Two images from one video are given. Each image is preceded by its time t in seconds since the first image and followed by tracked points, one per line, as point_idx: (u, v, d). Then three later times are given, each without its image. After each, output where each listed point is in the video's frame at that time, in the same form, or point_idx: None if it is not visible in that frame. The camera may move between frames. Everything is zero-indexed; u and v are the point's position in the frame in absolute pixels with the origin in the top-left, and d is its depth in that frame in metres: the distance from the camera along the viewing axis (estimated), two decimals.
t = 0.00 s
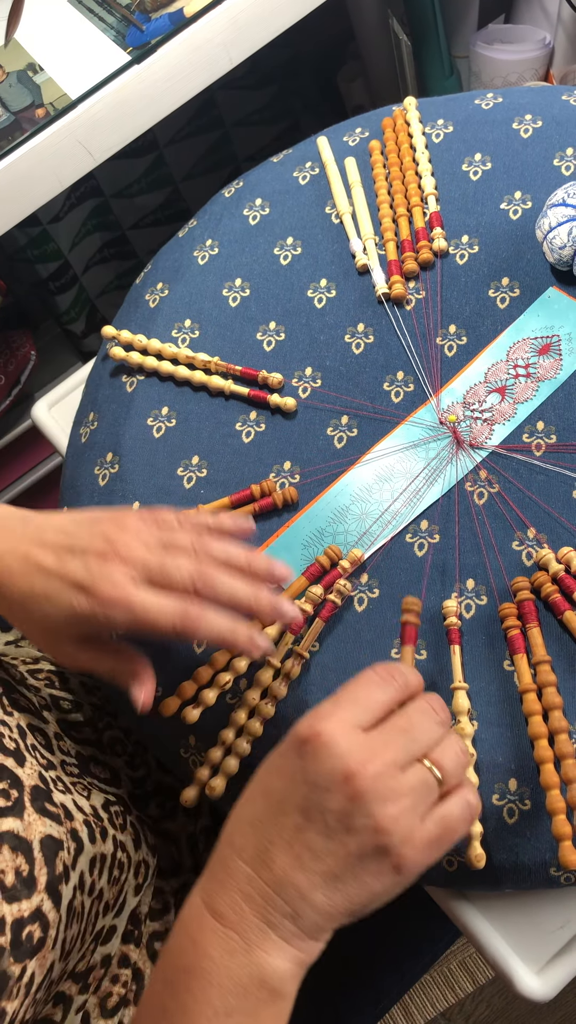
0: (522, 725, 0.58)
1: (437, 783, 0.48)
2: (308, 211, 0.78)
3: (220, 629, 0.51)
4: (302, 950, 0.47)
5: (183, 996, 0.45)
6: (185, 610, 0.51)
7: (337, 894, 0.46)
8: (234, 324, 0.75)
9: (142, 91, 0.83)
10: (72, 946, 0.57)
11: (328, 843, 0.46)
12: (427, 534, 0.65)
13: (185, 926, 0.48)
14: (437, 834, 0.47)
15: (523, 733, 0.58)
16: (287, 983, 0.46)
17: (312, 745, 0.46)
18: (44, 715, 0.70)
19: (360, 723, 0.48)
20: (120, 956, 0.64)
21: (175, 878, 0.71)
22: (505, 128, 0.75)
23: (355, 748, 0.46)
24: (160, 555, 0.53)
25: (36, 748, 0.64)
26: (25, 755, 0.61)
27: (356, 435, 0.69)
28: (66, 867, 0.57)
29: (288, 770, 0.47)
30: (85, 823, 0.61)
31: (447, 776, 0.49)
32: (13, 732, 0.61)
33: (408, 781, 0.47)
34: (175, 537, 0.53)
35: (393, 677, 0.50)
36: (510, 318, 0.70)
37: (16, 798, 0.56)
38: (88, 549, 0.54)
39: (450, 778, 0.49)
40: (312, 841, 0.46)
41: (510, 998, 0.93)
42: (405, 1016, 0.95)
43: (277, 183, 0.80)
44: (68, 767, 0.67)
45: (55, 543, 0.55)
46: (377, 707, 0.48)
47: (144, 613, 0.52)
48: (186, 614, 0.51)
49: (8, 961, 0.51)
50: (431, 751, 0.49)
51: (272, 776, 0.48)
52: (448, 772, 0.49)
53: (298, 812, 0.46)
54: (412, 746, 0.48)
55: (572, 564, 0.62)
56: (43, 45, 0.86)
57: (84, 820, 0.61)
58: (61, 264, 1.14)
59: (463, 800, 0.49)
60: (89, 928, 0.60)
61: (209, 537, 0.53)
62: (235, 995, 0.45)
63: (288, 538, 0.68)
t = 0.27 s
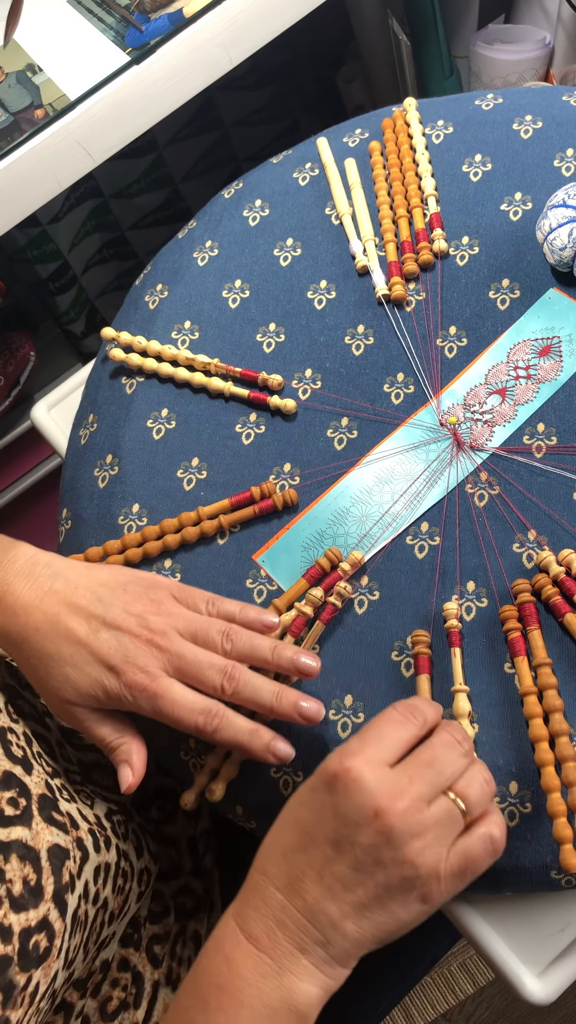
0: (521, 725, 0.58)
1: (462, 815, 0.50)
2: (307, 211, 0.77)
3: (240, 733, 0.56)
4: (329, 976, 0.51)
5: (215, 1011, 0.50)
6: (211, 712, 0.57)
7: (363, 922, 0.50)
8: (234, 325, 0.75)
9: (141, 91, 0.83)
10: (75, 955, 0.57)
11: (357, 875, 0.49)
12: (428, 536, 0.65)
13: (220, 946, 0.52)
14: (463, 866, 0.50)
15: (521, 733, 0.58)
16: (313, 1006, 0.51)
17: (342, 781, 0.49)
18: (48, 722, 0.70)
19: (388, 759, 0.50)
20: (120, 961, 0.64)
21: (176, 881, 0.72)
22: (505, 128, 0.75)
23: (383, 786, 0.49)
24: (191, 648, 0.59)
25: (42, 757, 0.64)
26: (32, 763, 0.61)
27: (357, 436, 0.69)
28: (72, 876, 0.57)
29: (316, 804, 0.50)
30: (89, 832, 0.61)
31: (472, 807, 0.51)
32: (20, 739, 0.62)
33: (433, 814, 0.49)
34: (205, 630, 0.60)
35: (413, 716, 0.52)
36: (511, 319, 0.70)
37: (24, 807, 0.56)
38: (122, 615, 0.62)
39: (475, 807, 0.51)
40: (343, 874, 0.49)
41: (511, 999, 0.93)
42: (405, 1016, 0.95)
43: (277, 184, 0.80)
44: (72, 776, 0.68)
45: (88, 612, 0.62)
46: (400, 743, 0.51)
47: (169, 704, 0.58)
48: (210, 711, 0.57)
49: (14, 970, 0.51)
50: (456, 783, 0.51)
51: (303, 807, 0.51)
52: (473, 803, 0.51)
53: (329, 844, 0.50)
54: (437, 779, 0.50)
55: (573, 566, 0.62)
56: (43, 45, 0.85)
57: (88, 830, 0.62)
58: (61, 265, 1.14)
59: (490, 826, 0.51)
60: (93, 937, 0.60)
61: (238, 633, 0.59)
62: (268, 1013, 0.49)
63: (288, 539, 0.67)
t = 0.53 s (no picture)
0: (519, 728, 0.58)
1: (493, 855, 0.49)
2: (307, 212, 0.77)
3: (225, 732, 0.58)
4: (362, 1001, 0.51)
5: None
6: (196, 712, 0.58)
7: (395, 955, 0.49)
8: (234, 326, 0.75)
9: (141, 91, 0.83)
10: (76, 955, 0.57)
11: (389, 913, 0.48)
12: (427, 537, 0.65)
13: (255, 967, 0.52)
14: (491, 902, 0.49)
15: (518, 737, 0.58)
16: None
17: (373, 826, 0.46)
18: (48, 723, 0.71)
19: (417, 800, 0.48)
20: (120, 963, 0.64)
21: (174, 882, 0.71)
22: (505, 129, 0.75)
23: (413, 830, 0.47)
24: (176, 653, 0.61)
25: (42, 757, 0.64)
26: (32, 762, 0.61)
27: (356, 437, 0.69)
28: (75, 875, 0.57)
29: (347, 845, 0.48)
30: (90, 831, 0.61)
31: (500, 847, 0.49)
32: (20, 739, 0.62)
33: (463, 856, 0.48)
34: (189, 636, 0.61)
35: (440, 750, 0.50)
36: (510, 321, 0.70)
37: (28, 805, 0.56)
38: (105, 624, 0.63)
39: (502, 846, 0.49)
40: (375, 914, 0.48)
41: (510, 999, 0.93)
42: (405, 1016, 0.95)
43: (277, 185, 0.79)
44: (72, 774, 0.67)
45: (72, 623, 0.64)
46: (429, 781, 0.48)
47: (154, 708, 0.59)
48: (195, 709, 0.58)
49: (18, 968, 0.51)
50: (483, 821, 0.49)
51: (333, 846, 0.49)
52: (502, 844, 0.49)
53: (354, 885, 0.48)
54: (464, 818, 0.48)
55: (572, 568, 0.62)
56: (42, 45, 0.85)
57: (89, 829, 0.62)
58: (61, 265, 1.13)
59: (522, 866, 0.50)
60: (93, 937, 0.59)
61: (221, 638, 0.60)
62: None
63: (287, 541, 0.67)
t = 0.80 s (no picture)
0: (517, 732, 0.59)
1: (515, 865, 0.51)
2: (305, 215, 0.77)
3: (220, 736, 0.58)
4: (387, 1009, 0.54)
5: None
6: (191, 715, 0.58)
7: (421, 967, 0.52)
8: (232, 330, 0.75)
9: (140, 94, 0.83)
10: (76, 954, 0.57)
11: (412, 927, 0.51)
12: (425, 541, 0.65)
13: (287, 972, 0.55)
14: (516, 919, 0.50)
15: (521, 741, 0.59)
16: None
17: (392, 843, 0.49)
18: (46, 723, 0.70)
19: (439, 817, 0.51)
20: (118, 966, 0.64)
21: (172, 885, 0.71)
22: (503, 132, 0.75)
23: (434, 848, 0.50)
24: (171, 660, 0.61)
25: (42, 756, 0.64)
26: (33, 762, 0.61)
27: (354, 441, 0.69)
28: (76, 874, 0.57)
29: (369, 862, 0.51)
30: (90, 832, 0.61)
31: (522, 861, 0.51)
32: (21, 739, 0.62)
33: (484, 871, 0.50)
34: (183, 643, 0.61)
35: (465, 767, 0.52)
36: (508, 324, 0.70)
37: (30, 805, 0.56)
38: (99, 630, 0.63)
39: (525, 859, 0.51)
40: (400, 929, 0.51)
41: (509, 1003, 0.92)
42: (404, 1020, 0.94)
43: (275, 188, 0.79)
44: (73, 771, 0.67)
45: (68, 629, 0.64)
46: (450, 797, 0.51)
47: (149, 714, 0.59)
48: (189, 714, 0.59)
49: (20, 966, 0.51)
50: (505, 832, 0.51)
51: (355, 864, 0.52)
52: (523, 856, 0.50)
53: (376, 900, 0.51)
54: (485, 832, 0.50)
55: (570, 572, 0.62)
56: (40, 48, 0.85)
57: (89, 829, 0.61)
58: (60, 266, 1.13)
59: (550, 881, 0.50)
60: (93, 937, 0.59)
61: (215, 644, 0.60)
62: None
63: (285, 545, 0.67)
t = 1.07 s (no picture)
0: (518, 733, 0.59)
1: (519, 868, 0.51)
2: (304, 217, 0.77)
3: (218, 741, 0.58)
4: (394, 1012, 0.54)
5: None
6: (189, 720, 0.58)
7: (428, 970, 0.52)
8: (230, 332, 0.75)
9: (139, 94, 0.83)
10: (76, 954, 0.57)
11: (419, 930, 0.51)
12: (423, 543, 0.65)
13: (293, 974, 0.55)
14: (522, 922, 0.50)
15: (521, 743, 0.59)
16: None
17: (397, 847, 0.50)
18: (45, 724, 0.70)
19: (443, 820, 0.51)
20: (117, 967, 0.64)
21: (170, 886, 0.71)
22: (502, 134, 0.75)
23: (438, 851, 0.50)
24: (169, 665, 0.61)
25: (43, 756, 0.64)
26: (35, 761, 0.61)
27: (352, 443, 0.69)
28: (77, 874, 0.57)
29: (374, 865, 0.51)
30: (90, 832, 0.61)
31: (528, 863, 0.51)
32: (24, 738, 0.62)
33: (490, 873, 0.50)
34: (182, 648, 0.61)
35: (470, 770, 0.52)
36: (507, 327, 0.69)
37: (33, 803, 0.56)
38: (98, 633, 0.63)
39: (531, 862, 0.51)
40: (407, 932, 0.51)
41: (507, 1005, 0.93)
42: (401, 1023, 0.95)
43: (274, 189, 0.79)
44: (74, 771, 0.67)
45: (67, 632, 0.64)
46: (454, 801, 0.51)
47: (147, 720, 0.59)
48: (187, 719, 0.59)
49: (22, 963, 0.50)
50: (510, 835, 0.51)
51: (362, 867, 0.52)
52: (529, 859, 0.51)
53: (384, 903, 0.51)
54: (490, 835, 0.50)
55: (569, 575, 0.61)
56: (40, 48, 0.85)
57: (89, 829, 0.61)
58: (59, 267, 1.14)
59: (555, 883, 0.51)
60: (93, 937, 0.59)
61: (213, 650, 0.60)
62: None
63: (283, 547, 0.67)
